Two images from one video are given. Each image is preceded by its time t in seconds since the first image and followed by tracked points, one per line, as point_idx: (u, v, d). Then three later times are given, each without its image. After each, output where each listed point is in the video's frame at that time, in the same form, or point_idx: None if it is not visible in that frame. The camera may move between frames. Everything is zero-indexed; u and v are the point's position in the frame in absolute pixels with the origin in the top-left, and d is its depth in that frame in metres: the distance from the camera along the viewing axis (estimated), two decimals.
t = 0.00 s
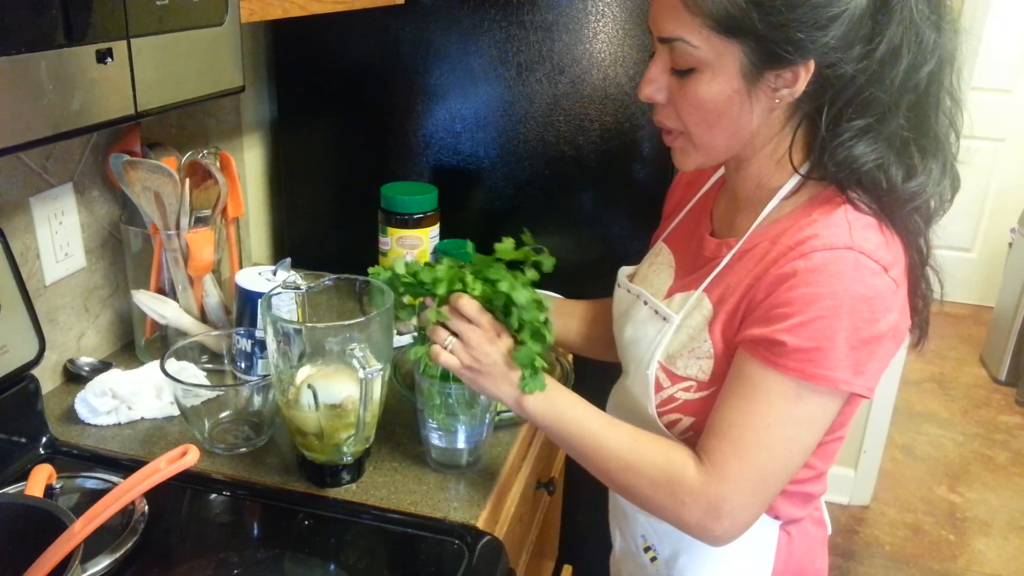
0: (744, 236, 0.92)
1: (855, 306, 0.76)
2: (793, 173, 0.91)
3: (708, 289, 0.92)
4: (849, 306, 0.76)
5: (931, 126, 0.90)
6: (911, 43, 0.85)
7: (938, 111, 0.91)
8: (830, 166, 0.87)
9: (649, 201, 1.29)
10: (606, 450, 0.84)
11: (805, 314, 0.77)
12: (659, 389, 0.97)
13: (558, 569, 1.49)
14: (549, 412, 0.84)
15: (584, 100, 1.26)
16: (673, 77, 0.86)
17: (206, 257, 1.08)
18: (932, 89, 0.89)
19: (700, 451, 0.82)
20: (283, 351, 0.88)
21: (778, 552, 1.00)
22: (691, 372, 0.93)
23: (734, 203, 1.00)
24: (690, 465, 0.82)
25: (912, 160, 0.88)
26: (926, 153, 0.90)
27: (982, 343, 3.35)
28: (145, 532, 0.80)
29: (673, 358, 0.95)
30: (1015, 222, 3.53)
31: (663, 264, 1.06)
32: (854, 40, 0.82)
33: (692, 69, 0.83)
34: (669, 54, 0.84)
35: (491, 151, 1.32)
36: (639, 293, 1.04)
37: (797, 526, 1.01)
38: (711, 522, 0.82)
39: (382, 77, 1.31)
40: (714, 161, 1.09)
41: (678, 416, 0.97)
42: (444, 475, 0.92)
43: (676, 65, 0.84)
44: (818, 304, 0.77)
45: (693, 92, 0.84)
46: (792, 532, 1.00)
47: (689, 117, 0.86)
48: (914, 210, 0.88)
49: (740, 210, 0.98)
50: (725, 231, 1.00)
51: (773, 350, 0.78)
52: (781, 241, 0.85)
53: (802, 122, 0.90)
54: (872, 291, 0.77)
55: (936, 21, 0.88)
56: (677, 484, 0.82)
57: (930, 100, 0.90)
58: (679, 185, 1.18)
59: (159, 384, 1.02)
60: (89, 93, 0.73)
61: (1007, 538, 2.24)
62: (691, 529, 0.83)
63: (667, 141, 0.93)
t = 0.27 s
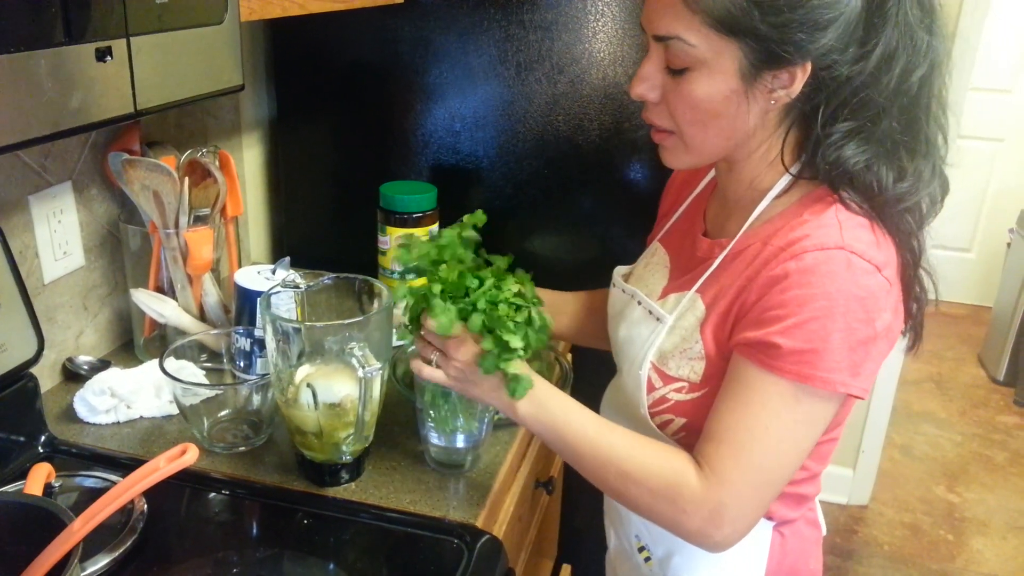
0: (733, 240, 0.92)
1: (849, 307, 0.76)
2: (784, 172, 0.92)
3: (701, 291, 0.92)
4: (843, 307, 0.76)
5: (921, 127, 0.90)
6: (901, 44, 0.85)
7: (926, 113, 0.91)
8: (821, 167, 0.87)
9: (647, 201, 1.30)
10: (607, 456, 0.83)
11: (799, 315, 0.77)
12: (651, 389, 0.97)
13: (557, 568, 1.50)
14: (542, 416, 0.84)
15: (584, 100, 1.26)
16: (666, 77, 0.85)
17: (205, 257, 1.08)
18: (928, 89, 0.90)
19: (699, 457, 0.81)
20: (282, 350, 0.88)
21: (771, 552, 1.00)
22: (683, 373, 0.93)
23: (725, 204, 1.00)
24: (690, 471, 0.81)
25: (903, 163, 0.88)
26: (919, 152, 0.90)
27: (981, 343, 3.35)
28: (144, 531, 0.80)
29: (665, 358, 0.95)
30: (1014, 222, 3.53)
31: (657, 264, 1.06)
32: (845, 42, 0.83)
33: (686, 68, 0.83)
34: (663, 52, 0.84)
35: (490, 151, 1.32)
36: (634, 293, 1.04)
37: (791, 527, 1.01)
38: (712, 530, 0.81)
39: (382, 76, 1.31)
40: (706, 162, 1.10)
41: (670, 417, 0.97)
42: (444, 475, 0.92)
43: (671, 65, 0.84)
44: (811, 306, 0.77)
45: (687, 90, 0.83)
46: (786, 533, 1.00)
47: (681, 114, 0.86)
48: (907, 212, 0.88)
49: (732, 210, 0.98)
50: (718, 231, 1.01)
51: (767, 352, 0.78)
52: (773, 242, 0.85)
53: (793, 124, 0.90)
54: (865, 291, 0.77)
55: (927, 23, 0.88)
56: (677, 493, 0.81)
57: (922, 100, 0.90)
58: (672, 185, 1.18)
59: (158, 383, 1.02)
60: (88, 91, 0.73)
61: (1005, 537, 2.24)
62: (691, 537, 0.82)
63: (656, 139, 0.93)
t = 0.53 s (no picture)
0: (730, 240, 0.93)
1: (842, 313, 0.76)
2: (777, 175, 0.92)
3: (696, 295, 0.93)
4: (836, 313, 0.76)
5: (916, 137, 0.90)
6: (899, 47, 0.85)
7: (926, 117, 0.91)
8: (815, 175, 0.87)
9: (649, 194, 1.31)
10: (600, 458, 0.83)
11: (793, 322, 0.77)
12: (647, 394, 0.98)
13: (556, 566, 1.50)
14: (537, 414, 0.83)
15: (583, 97, 1.26)
16: (661, 65, 0.84)
17: (203, 254, 1.08)
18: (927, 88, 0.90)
19: (692, 461, 0.81)
20: (281, 348, 0.87)
21: (769, 552, 1.00)
22: (677, 378, 0.94)
23: (719, 207, 1.00)
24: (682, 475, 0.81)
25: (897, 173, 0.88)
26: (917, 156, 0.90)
27: (979, 341, 3.35)
28: (142, 529, 0.80)
29: (661, 363, 0.95)
30: (1012, 221, 3.53)
31: (656, 264, 1.07)
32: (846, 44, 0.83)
33: (682, 60, 0.82)
34: (660, 41, 0.83)
35: (489, 148, 1.31)
36: (631, 295, 1.04)
37: (789, 526, 1.01)
38: (703, 535, 0.81)
39: (381, 74, 1.31)
40: (700, 162, 1.10)
41: (665, 421, 0.97)
42: (442, 473, 0.92)
43: (666, 53, 0.83)
44: (804, 313, 0.76)
45: (682, 84, 0.83)
46: (784, 532, 1.00)
47: (672, 109, 0.85)
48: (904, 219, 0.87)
49: (729, 212, 0.98)
50: (715, 233, 1.01)
51: (760, 359, 0.78)
52: (767, 247, 0.85)
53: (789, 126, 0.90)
54: (859, 297, 0.77)
55: (925, 30, 0.88)
56: (669, 497, 0.80)
57: (921, 103, 0.90)
58: (667, 186, 1.18)
59: (156, 381, 1.02)
60: (85, 88, 0.72)
61: (1003, 535, 2.25)
62: (681, 543, 0.82)
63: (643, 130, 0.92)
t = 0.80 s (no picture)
0: (726, 245, 0.93)
1: (834, 324, 0.76)
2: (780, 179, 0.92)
3: (693, 297, 0.94)
4: (828, 324, 0.75)
5: (931, 141, 0.89)
6: (910, 47, 0.85)
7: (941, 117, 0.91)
8: (819, 178, 0.86)
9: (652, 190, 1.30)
10: (575, 461, 0.80)
11: (784, 330, 0.76)
12: (641, 396, 0.99)
13: (555, 563, 1.50)
14: (525, 413, 0.80)
15: (582, 95, 1.26)
16: (671, 69, 0.83)
17: (201, 253, 1.08)
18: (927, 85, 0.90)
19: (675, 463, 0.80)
20: (279, 347, 0.87)
21: (763, 553, 1.00)
22: (671, 384, 0.95)
23: (720, 207, 1.01)
24: (661, 479, 0.79)
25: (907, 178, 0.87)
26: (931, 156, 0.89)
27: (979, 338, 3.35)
28: (141, 528, 0.80)
29: (655, 367, 0.96)
30: (1012, 218, 3.54)
31: (654, 262, 1.08)
32: (858, 43, 0.82)
33: (694, 63, 0.81)
34: (669, 43, 0.82)
35: (487, 147, 1.32)
36: (629, 294, 1.05)
37: (783, 527, 1.01)
38: (680, 541, 0.79)
39: (381, 73, 1.31)
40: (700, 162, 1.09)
41: (659, 423, 0.99)
42: (441, 472, 0.92)
43: (677, 54, 0.82)
44: (795, 322, 0.76)
45: (693, 89, 0.82)
46: (779, 532, 1.00)
47: (682, 113, 0.84)
48: (905, 230, 0.86)
49: (734, 213, 0.98)
50: (714, 233, 1.01)
51: (748, 366, 0.77)
52: (765, 254, 0.85)
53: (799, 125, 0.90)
54: (853, 308, 0.76)
55: (940, 28, 0.87)
56: (646, 498, 0.79)
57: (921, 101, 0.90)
58: (665, 183, 1.16)
59: (154, 381, 1.02)
60: (82, 87, 0.72)
61: (1003, 532, 2.25)
62: (658, 548, 0.80)
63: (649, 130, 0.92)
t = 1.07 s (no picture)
0: (722, 254, 0.93)
1: (825, 338, 0.75)
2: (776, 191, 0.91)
3: (687, 309, 0.93)
4: (819, 338, 0.74)
5: (928, 160, 0.88)
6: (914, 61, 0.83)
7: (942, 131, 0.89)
8: (817, 191, 0.85)
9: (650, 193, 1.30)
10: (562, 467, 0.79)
11: (775, 345, 0.75)
12: (636, 408, 0.98)
13: (555, 564, 1.50)
14: (511, 412, 0.80)
15: (580, 95, 1.27)
16: (664, 78, 0.82)
17: (199, 254, 1.08)
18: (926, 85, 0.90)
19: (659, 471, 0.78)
20: (277, 349, 0.87)
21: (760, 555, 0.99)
22: (666, 397, 0.94)
23: (716, 215, 1.00)
24: (645, 487, 0.77)
25: (906, 195, 0.86)
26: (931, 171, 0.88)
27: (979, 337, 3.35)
28: (140, 530, 0.80)
29: (650, 379, 0.96)
30: (1012, 217, 3.54)
31: (648, 266, 1.07)
32: (860, 55, 0.81)
33: (688, 73, 0.80)
34: (664, 50, 0.81)
35: (486, 147, 1.33)
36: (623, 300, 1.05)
37: (781, 529, 1.00)
38: (660, 547, 0.77)
39: (379, 74, 1.31)
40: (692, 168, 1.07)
41: (653, 434, 0.99)
42: (440, 473, 0.92)
43: (672, 64, 0.80)
44: (787, 336, 0.75)
45: (686, 99, 0.81)
46: (776, 535, 1.00)
47: (675, 123, 0.83)
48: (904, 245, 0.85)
49: (731, 223, 0.97)
50: (711, 241, 1.01)
51: (739, 380, 0.76)
52: (760, 267, 0.84)
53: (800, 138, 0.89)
54: (845, 323, 0.75)
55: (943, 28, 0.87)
56: (628, 506, 0.77)
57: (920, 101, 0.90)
58: (660, 188, 1.14)
59: (153, 382, 1.02)
60: (79, 89, 0.72)
61: (1003, 532, 2.25)
62: (638, 556, 0.78)
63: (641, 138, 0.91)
